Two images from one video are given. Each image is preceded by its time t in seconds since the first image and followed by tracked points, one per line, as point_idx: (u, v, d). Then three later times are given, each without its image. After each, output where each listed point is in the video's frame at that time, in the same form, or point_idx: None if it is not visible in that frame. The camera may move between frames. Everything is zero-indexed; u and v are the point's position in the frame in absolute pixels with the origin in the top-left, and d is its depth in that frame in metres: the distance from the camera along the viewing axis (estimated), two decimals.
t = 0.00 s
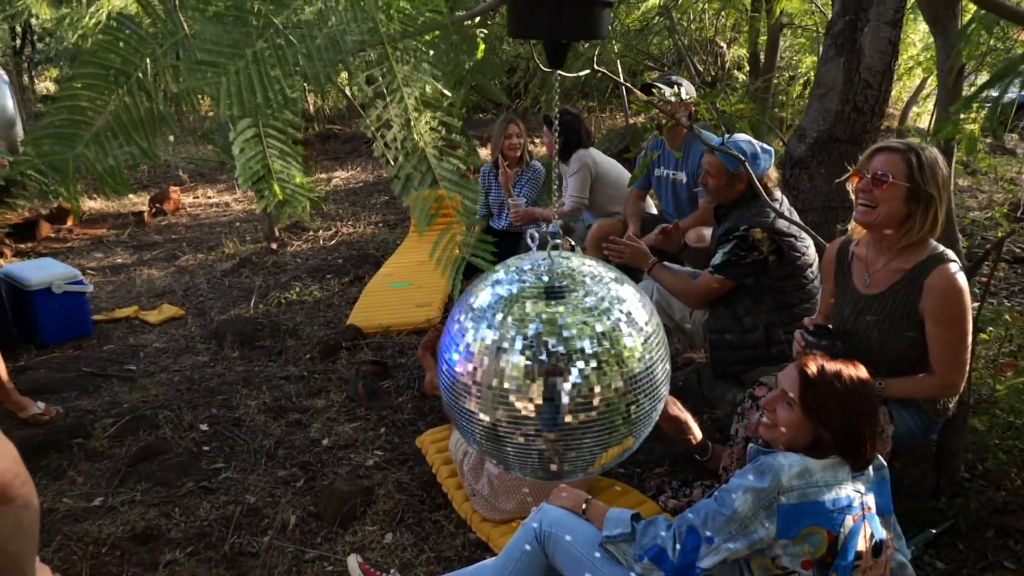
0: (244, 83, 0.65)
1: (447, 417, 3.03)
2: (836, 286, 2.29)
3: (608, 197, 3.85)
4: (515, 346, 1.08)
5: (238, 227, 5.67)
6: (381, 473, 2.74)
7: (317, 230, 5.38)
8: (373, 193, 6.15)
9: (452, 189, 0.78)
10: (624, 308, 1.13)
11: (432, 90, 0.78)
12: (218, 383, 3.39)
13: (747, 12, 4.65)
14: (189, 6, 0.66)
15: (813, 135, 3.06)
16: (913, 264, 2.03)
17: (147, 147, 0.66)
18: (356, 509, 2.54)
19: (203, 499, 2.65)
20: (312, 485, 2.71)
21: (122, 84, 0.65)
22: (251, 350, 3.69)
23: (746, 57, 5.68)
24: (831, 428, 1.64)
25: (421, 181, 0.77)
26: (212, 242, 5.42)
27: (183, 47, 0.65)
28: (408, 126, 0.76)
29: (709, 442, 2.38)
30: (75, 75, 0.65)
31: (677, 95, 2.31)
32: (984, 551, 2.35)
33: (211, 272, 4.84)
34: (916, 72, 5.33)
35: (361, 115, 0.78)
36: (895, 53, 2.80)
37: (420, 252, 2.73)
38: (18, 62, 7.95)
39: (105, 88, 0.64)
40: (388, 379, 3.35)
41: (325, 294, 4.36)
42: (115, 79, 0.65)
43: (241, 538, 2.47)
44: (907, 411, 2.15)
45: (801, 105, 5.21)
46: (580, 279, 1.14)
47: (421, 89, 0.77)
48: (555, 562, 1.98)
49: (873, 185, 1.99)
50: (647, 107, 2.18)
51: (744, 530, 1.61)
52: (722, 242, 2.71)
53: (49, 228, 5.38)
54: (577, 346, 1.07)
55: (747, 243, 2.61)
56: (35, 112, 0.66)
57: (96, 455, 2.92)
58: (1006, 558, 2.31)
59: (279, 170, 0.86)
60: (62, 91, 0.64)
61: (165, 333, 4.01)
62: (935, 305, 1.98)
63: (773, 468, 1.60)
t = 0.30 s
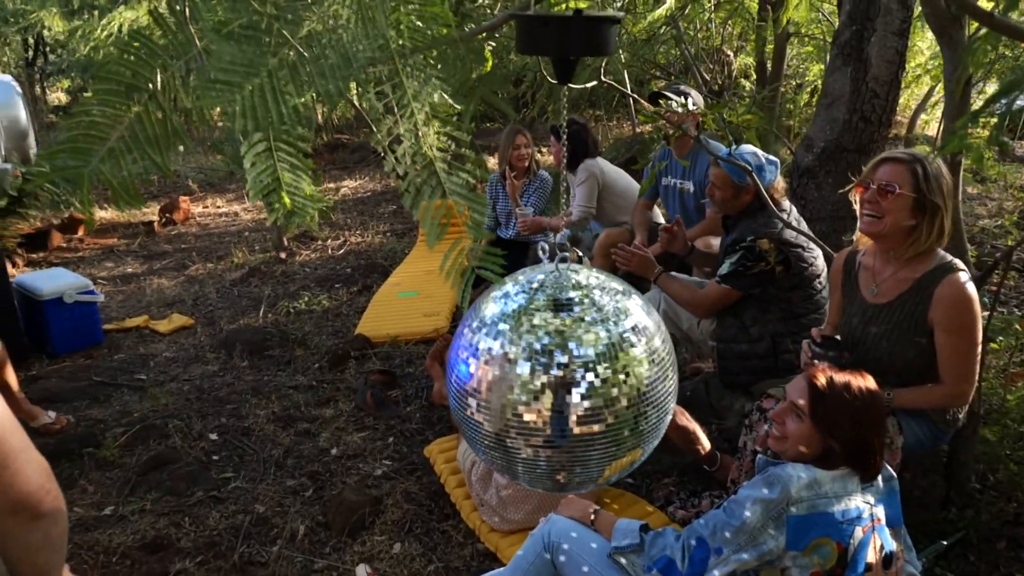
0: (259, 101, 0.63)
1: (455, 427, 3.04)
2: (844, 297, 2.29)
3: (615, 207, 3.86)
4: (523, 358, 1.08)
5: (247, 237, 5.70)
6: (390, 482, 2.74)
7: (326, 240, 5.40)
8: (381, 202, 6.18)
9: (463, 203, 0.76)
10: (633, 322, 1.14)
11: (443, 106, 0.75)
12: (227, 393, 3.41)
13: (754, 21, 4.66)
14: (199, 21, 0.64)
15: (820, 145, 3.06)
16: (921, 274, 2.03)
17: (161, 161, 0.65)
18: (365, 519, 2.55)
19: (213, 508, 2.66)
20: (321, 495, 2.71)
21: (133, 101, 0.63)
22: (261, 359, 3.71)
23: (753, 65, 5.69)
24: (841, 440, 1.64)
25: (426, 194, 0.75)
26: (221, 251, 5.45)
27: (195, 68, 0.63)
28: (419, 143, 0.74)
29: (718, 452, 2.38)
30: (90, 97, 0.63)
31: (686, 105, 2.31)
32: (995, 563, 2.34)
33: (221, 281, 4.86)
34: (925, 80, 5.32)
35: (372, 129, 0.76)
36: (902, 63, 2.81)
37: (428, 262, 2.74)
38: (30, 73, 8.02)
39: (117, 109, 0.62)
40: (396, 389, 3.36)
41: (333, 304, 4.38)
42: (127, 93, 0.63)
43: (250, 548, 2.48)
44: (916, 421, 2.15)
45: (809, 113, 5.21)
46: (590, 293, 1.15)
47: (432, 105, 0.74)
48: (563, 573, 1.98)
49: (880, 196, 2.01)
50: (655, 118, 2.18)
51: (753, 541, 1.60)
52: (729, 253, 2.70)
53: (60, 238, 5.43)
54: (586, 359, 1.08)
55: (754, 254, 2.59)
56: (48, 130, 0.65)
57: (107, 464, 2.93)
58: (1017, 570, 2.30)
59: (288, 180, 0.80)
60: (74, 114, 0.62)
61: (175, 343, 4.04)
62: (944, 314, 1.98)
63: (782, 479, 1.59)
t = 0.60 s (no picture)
0: (281, 115, 0.64)
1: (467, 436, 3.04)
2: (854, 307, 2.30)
3: (626, 215, 3.87)
4: (536, 370, 1.09)
5: (259, 246, 5.73)
6: (402, 491, 2.75)
7: (337, 249, 5.43)
8: (392, 211, 6.21)
9: (478, 215, 0.75)
10: (645, 332, 1.14)
11: (457, 120, 0.74)
12: (240, 401, 3.42)
13: (765, 28, 4.66)
14: (221, 46, 0.65)
15: (832, 153, 3.06)
16: (931, 283, 2.03)
17: (179, 174, 0.65)
18: (376, 528, 2.55)
19: (226, 516, 2.68)
20: (333, 503, 2.72)
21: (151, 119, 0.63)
22: (273, 368, 3.72)
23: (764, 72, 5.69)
24: (855, 451, 1.63)
25: (439, 203, 0.74)
26: (233, 260, 5.49)
27: (211, 88, 0.63)
28: (433, 157, 0.73)
29: (730, 462, 2.38)
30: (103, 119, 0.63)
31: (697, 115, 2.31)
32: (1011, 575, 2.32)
33: (233, 289, 4.89)
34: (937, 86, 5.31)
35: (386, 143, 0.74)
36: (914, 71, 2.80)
37: (439, 271, 2.76)
38: (45, 84, 8.11)
39: (133, 125, 0.62)
40: (408, 398, 3.37)
41: (345, 312, 4.40)
42: (141, 106, 0.63)
43: (263, 557, 2.49)
44: (930, 431, 2.14)
45: (820, 120, 5.20)
46: (601, 305, 1.15)
47: (448, 118, 0.74)
48: None
49: (888, 206, 2.02)
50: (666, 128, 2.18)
51: (766, 552, 1.59)
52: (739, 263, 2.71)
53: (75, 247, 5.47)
54: (597, 370, 1.08)
55: (764, 264, 2.61)
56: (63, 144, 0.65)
57: (122, 473, 2.95)
58: None
59: (300, 190, 0.78)
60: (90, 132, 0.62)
61: (188, 351, 4.06)
62: (955, 323, 1.98)
63: (795, 489, 1.59)
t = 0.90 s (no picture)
0: (297, 130, 0.66)
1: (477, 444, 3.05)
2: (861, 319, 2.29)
3: (636, 224, 3.87)
4: (546, 380, 1.09)
5: (269, 254, 5.77)
6: (412, 501, 2.75)
7: (347, 257, 5.45)
8: (402, 220, 6.23)
9: (489, 228, 0.74)
10: (655, 344, 1.14)
11: (469, 133, 0.76)
12: (251, 410, 3.44)
13: (774, 37, 4.66)
14: (246, 63, 0.69)
15: (842, 162, 3.05)
16: (938, 294, 2.03)
17: (196, 186, 0.67)
18: (387, 537, 2.56)
19: (238, 525, 2.69)
20: (343, 512, 2.73)
21: (175, 129, 0.65)
22: (284, 376, 3.74)
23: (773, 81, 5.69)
24: (866, 461, 1.62)
25: (453, 212, 0.74)
26: (244, 268, 5.52)
27: (238, 106, 0.65)
28: (449, 171, 0.74)
29: (741, 473, 2.37)
30: (123, 135, 0.65)
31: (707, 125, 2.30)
32: None
33: (244, 298, 4.92)
34: (947, 94, 5.30)
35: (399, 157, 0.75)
36: (924, 80, 2.80)
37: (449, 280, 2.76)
38: (59, 93, 8.19)
39: (153, 140, 0.65)
40: (418, 407, 3.38)
41: (355, 321, 4.41)
42: (159, 117, 0.65)
43: (274, 566, 2.50)
44: (942, 442, 2.13)
45: (830, 128, 5.19)
46: (612, 316, 1.16)
47: (459, 132, 0.75)
48: None
49: (891, 218, 2.03)
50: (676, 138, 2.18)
51: (778, 563, 1.60)
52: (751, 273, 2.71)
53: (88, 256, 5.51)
54: (607, 381, 1.08)
55: (776, 274, 2.61)
56: (78, 154, 0.67)
57: (134, 481, 2.96)
58: None
59: (313, 202, 0.78)
60: (110, 144, 0.65)
61: (199, 359, 4.08)
62: (962, 332, 1.98)
63: (806, 500, 1.59)
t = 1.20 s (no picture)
0: (318, 146, 0.68)
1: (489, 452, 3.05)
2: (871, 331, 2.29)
3: (648, 232, 3.87)
4: (561, 394, 1.09)
5: (282, 261, 5.80)
6: (425, 508, 2.76)
7: (360, 264, 5.48)
8: (413, 226, 6.25)
9: (506, 240, 0.77)
10: (669, 356, 1.15)
11: (484, 145, 0.77)
12: (265, 416, 3.46)
13: (786, 43, 4.66)
14: (263, 72, 0.73)
15: (856, 170, 3.05)
16: (945, 305, 2.04)
17: (214, 200, 0.70)
18: (400, 544, 2.57)
19: (251, 531, 2.70)
20: (356, 519, 2.74)
21: (197, 136, 0.69)
22: (297, 383, 3.76)
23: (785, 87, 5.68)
24: (880, 471, 1.62)
25: (472, 216, 0.75)
26: (257, 275, 5.55)
27: (259, 118, 0.69)
28: (463, 183, 0.76)
29: (755, 482, 2.37)
30: (143, 150, 0.69)
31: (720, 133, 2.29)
32: None
33: (257, 305, 4.95)
34: (960, 100, 5.28)
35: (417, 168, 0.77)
36: (939, 87, 2.79)
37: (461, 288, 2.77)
38: (75, 101, 8.27)
39: (176, 152, 0.69)
40: (430, 414, 3.39)
41: (368, 328, 4.43)
42: (184, 134, 0.69)
43: (287, 573, 2.51)
44: (958, 453, 2.13)
45: (842, 135, 5.18)
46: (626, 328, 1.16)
47: (475, 144, 0.77)
48: None
49: (898, 230, 2.04)
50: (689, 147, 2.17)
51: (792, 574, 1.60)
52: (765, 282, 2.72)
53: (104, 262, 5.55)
54: (622, 394, 1.09)
55: (791, 283, 2.62)
56: (98, 167, 0.70)
57: (150, 486, 2.99)
58: None
59: (328, 212, 0.75)
60: (133, 158, 0.68)
61: (213, 366, 4.11)
62: (971, 344, 1.98)
63: (821, 511, 1.60)
